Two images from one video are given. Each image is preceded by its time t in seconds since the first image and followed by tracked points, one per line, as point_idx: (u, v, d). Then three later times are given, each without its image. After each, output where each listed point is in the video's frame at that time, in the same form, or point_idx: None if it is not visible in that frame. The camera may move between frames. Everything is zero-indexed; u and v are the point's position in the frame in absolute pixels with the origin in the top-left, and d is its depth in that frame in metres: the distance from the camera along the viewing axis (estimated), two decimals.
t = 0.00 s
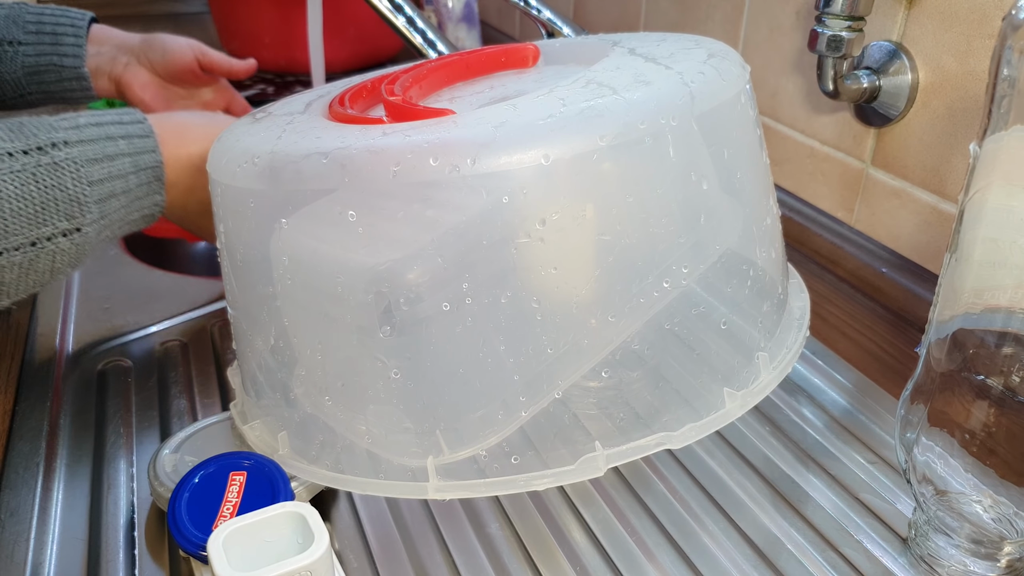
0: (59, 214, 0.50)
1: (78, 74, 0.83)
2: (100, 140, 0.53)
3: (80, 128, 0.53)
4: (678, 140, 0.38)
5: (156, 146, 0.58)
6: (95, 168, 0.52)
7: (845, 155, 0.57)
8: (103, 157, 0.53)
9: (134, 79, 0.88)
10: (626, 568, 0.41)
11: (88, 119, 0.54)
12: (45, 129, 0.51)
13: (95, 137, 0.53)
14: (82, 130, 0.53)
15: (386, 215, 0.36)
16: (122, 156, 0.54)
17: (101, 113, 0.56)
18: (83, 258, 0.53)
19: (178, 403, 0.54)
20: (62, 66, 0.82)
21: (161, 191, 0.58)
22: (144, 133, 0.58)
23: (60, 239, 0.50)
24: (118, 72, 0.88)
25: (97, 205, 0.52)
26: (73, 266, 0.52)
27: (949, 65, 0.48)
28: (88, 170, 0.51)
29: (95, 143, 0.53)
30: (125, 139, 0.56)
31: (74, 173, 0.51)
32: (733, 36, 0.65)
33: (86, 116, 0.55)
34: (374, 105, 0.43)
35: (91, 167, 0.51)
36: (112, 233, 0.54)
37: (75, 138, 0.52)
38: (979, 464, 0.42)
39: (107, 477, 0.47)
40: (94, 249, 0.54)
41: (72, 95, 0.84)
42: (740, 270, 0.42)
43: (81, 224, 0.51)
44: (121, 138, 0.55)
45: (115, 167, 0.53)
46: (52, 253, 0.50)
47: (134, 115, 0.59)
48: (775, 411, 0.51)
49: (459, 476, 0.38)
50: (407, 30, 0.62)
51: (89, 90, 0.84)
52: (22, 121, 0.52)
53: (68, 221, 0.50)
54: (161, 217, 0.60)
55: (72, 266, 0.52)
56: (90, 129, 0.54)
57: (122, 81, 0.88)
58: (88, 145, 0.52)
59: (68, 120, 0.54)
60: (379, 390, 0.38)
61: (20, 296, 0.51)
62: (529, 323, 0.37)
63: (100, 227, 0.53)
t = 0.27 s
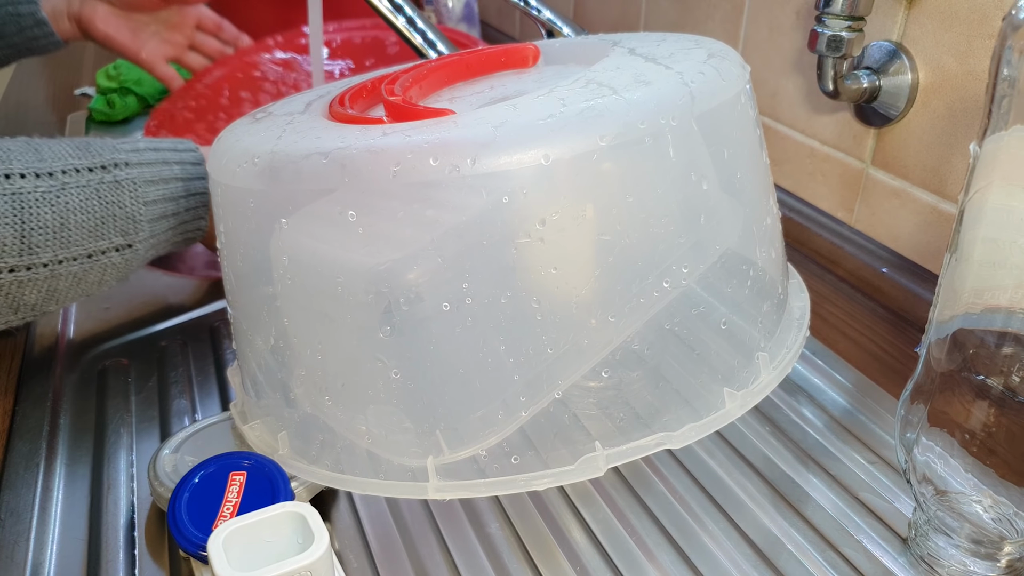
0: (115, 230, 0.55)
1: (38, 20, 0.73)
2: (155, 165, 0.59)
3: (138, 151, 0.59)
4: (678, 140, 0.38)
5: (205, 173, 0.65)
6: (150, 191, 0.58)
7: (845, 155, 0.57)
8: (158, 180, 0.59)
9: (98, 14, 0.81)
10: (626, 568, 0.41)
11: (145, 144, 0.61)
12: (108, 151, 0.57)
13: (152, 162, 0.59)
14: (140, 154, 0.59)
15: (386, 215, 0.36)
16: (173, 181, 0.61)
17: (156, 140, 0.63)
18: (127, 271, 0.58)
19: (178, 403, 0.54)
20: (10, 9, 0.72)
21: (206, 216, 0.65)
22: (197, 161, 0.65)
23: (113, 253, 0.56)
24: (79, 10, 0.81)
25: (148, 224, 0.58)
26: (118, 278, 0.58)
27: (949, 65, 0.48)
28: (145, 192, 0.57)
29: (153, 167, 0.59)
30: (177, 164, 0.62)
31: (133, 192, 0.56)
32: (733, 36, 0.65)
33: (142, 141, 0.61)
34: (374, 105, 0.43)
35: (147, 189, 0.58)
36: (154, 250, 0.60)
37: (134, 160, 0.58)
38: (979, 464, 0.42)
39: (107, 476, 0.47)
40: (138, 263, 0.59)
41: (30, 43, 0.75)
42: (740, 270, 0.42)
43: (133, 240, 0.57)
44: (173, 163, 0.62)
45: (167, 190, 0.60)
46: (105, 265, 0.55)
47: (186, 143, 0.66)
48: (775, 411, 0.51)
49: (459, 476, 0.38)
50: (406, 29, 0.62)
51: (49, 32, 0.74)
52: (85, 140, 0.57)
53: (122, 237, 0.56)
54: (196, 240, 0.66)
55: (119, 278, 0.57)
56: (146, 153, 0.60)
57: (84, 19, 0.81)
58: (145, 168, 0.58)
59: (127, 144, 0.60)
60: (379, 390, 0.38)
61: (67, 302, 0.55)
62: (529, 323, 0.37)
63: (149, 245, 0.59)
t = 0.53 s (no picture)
0: (136, 235, 0.57)
1: None
2: (176, 174, 0.60)
3: (159, 161, 0.60)
4: (678, 140, 0.38)
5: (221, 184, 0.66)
6: (170, 198, 0.59)
7: (845, 155, 0.57)
8: (178, 188, 0.60)
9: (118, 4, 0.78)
10: (626, 568, 0.41)
11: (166, 154, 0.62)
12: (132, 159, 0.58)
13: (173, 171, 0.60)
14: (162, 162, 0.60)
15: (386, 215, 0.36)
16: (191, 191, 0.61)
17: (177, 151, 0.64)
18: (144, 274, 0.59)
19: (178, 403, 0.54)
20: None
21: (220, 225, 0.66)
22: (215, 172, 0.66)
23: (134, 257, 0.57)
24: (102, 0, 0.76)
25: (166, 230, 0.59)
26: (137, 280, 0.59)
27: (949, 65, 0.48)
28: (164, 199, 0.58)
29: (174, 176, 0.60)
30: (196, 174, 0.63)
31: (154, 199, 0.58)
32: (733, 36, 0.65)
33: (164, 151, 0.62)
34: (374, 105, 0.43)
35: (167, 197, 0.59)
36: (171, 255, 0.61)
37: (156, 168, 0.59)
38: (979, 464, 0.42)
39: (107, 476, 0.47)
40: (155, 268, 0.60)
41: None
42: (740, 270, 0.42)
43: (152, 245, 0.58)
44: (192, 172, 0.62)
45: (186, 200, 0.61)
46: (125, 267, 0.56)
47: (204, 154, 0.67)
48: (775, 411, 0.51)
49: (459, 476, 0.38)
50: (406, 29, 0.62)
51: None
52: (109, 148, 0.59)
53: (142, 241, 0.57)
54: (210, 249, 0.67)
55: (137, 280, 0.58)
56: (167, 162, 0.61)
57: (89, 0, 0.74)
58: (167, 176, 0.59)
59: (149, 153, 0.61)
60: (379, 390, 0.38)
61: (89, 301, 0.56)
62: (529, 323, 0.37)
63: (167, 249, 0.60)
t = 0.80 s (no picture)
0: (111, 227, 0.56)
1: None
2: (148, 163, 0.60)
3: (130, 151, 0.60)
4: (678, 140, 0.38)
5: (196, 171, 0.66)
6: (144, 188, 0.59)
7: (845, 155, 0.57)
8: (151, 177, 0.60)
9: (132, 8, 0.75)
10: (626, 568, 0.41)
11: (137, 145, 0.61)
12: (102, 149, 0.58)
13: (144, 160, 0.60)
14: (133, 153, 0.60)
15: (386, 215, 0.36)
16: (166, 178, 0.61)
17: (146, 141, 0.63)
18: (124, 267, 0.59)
19: (177, 403, 0.54)
20: None
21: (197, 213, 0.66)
22: (188, 160, 0.65)
23: (111, 249, 0.56)
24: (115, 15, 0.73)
25: (143, 221, 0.59)
26: (116, 275, 0.58)
27: (949, 65, 0.48)
28: (138, 189, 0.58)
29: (145, 165, 0.60)
30: (168, 162, 0.62)
31: (127, 189, 0.57)
32: (734, 36, 0.65)
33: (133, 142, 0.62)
34: (374, 105, 0.43)
35: (141, 186, 0.58)
36: (149, 246, 0.61)
37: (127, 159, 0.58)
38: (979, 464, 0.42)
39: (107, 477, 0.47)
40: (135, 261, 0.60)
41: None
42: (740, 270, 0.42)
43: (130, 237, 0.58)
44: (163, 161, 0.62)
45: (161, 188, 0.60)
46: (102, 262, 0.56)
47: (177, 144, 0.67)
48: (775, 411, 0.51)
49: (459, 476, 0.38)
50: (406, 29, 0.62)
51: None
52: (78, 144, 0.59)
53: (119, 234, 0.57)
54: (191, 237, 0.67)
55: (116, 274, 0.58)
56: (138, 152, 0.60)
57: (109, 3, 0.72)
58: (138, 166, 0.59)
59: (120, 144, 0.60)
60: (379, 390, 0.38)
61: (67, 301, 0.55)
62: (529, 323, 0.37)
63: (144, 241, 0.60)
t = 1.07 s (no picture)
0: (42, 198, 0.48)
1: None
2: (81, 121, 0.51)
3: (57, 110, 0.50)
4: (678, 140, 0.38)
5: (137, 124, 0.57)
6: (76, 150, 0.50)
7: (845, 154, 0.57)
8: (86, 137, 0.51)
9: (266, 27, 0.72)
10: (626, 568, 0.41)
11: (65, 101, 0.52)
12: (21, 112, 0.48)
13: (74, 118, 0.51)
14: (59, 112, 0.50)
15: (386, 215, 0.36)
16: (105, 136, 0.53)
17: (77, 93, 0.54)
18: (72, 244, 0.51)
19: (178, 403, 0.54)
20: None
21: (146, 171, 0.58)
22: (127, 114, 0.56)
23: (46, 224, 0.48)
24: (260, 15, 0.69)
25: (81, 187, 0.50)
26: (61, 253, 0.50)
27: (949, 65, 0.48)
28: (69, 151, 0.49)
29: (76, 124, 0.51)
30: (105, 118, 0.54)
31: (55, 155, 0.48)
32: (734, 37, 0.65)
33: (62, 97, 0.52)
34: (374, 105, 0.43)
35: (72, 149, 0.49)
36: (93, 220, 0.52)
37: (52, 120, 0.49)
38: (979, 464, 0.42)
39: (107, 477, 0.47)
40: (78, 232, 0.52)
41: None
42: (740, 269, 0.42)
43: (66, 207, 0.49)
44: (99, 116, 0.53)
45: (131, 156, 0.56)
46: (38, 239, 0.48)
47: (114, 94, 0.57)
48: (775, 411, 0.51)
49: (459, 476, 0.38)
50: (406, 30, 0.62)
51: None
52: None
53: (52, 205, 0.48)
54: (145, 198, 0.59)
55: (60, 254, 0.50)
56: (68, 110, 0.51)
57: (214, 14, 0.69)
58: (66, 126, 0.50)
59: (41, 102, 0.51)
60: (379, 390, 0.38)
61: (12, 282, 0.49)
62: (529, 323, 0.37)
63: (90, 214, 0.52)
